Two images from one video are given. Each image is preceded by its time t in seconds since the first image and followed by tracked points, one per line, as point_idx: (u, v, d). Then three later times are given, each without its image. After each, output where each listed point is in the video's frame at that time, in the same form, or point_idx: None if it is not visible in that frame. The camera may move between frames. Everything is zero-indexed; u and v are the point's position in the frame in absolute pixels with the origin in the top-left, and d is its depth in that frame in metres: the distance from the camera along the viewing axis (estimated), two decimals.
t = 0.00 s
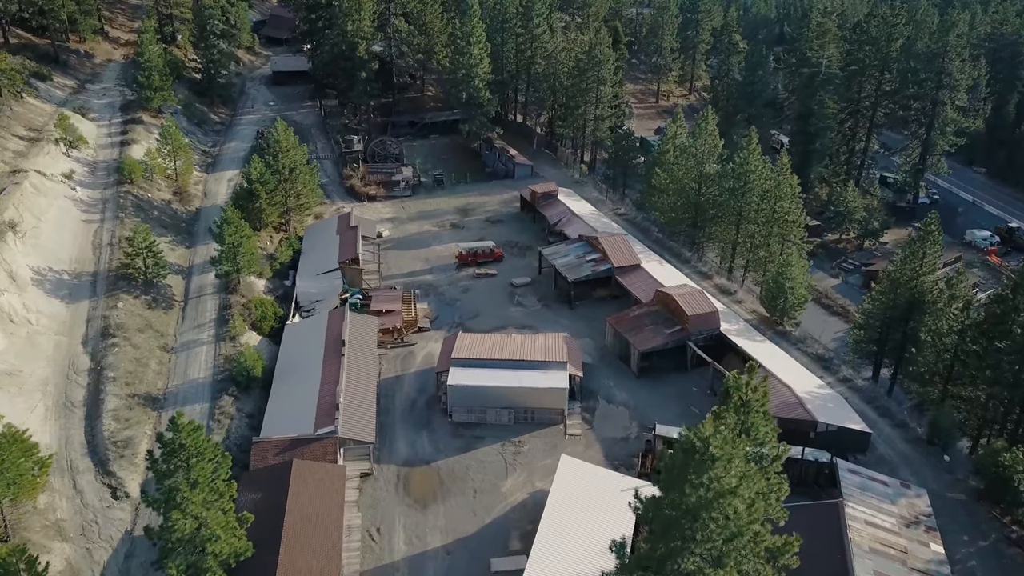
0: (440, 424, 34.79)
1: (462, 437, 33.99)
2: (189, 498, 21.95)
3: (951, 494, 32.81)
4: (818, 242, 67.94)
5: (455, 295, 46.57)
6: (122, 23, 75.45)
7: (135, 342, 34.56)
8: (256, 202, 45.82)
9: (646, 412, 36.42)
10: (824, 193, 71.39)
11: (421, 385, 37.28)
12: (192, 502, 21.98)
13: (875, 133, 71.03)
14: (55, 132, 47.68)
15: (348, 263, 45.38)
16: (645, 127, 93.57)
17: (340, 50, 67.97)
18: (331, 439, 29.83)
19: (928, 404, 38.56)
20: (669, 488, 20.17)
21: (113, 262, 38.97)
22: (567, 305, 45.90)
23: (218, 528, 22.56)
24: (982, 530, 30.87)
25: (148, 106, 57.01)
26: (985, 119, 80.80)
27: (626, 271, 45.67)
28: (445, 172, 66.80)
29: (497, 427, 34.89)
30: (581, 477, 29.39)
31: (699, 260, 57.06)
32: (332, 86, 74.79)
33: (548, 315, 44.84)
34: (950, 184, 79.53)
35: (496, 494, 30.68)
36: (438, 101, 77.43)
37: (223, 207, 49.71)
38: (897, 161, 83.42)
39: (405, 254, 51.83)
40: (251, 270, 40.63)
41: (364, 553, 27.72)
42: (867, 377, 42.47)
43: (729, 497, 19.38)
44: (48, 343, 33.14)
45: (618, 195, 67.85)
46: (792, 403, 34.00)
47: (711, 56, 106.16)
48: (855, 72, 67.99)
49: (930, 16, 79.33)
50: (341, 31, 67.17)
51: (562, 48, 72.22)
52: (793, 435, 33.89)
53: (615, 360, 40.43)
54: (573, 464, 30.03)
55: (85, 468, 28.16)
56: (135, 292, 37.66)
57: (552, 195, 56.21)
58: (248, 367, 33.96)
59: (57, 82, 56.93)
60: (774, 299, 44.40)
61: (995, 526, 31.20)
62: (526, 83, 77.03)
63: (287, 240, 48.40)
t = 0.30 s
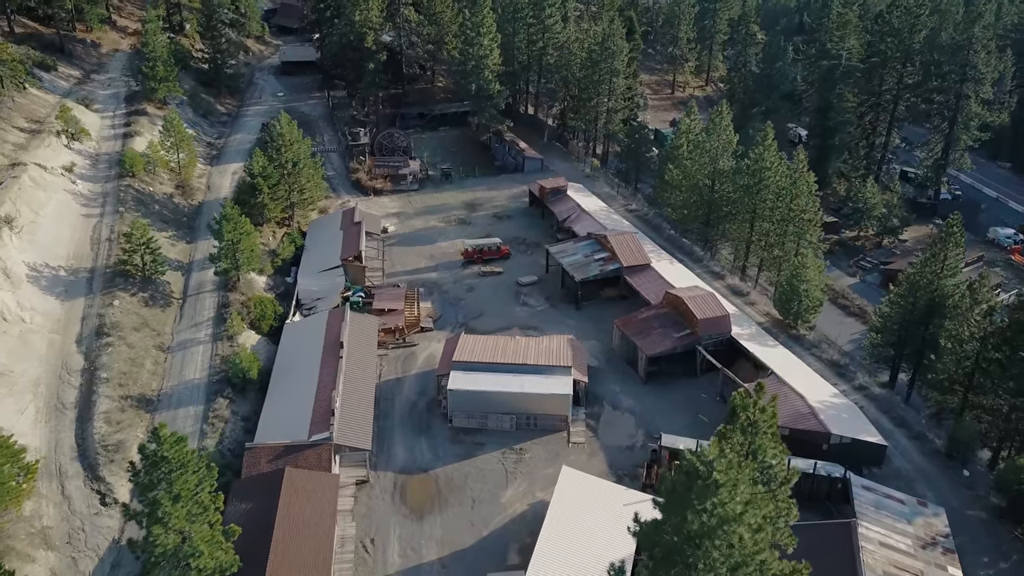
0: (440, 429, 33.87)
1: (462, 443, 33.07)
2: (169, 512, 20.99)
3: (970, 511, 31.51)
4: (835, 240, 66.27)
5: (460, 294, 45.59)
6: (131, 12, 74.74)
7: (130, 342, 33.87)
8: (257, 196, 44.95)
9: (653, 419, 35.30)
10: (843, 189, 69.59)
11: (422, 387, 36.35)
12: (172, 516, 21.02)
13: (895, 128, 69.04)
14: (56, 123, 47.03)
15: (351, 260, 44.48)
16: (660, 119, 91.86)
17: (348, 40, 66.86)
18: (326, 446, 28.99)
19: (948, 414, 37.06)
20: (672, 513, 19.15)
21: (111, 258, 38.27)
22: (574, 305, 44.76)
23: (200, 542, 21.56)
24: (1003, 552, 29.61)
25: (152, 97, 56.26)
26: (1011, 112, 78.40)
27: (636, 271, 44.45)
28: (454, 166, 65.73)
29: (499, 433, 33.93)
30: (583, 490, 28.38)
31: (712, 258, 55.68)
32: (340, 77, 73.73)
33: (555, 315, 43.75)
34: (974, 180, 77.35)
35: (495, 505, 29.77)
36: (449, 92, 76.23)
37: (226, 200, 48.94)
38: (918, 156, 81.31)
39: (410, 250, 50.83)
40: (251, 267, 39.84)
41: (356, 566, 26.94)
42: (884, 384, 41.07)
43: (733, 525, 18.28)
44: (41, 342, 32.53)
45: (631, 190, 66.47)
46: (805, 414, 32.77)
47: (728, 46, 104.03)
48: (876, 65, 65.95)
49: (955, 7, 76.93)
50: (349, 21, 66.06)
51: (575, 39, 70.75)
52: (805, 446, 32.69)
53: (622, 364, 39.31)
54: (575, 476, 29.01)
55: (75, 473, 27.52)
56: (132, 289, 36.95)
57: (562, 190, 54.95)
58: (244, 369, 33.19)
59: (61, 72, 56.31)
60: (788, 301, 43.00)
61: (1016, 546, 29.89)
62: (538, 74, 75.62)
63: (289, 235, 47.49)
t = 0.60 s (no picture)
0: (439, 435, 32.95)
1: (462, 450, 32.11)
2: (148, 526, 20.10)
3: (988, 530, 30.25)
4: (852, 238, 64.55)
5: (464, 293, 44.55)
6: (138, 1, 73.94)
7: (124, 342, 33.15)
8: (258, 191, 44.13)
9: (659, 428, 34.18)
10: (861, 185, 67.72)
11: (422, 391, 35.40)
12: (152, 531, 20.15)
13: (917, 122, 66.93)
14: (57, 115, 46.36)
15: (353, 257, 43.52)
16: (674, 111, 90.03)
17: (356, 30, 65.69)
18: (319, 454, 28.12)
19: (967, 425, 35.65)
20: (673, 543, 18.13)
21: (108, 254, 37.53)
22: (581, 306, 43.58)
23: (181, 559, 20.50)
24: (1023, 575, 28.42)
25: (156, 88, 55.43)
26: None
27: (645, 271, 43.16)
28: (462, 159, 64.62)
29: (499, 440, 32.93)
30: (583, 504, 27.39)
31: (724, 256, 54.22)
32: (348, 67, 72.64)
33: (561, 316, 42.64)
34: (998, 175, 75.07)
35: (493, 517, 28.83)
36: (459, 83, 74.94)
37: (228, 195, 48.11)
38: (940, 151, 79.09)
39: (415, 247, 49.85)
40: (250, 265, 39.01)
41: None
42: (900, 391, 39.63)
43: (738, 557, 17.20)
44: (34, 342, 31.89)
45: (642, 185, 64.99)
46: (817, 426, 31.57)
47: (745, 36, 101.77)
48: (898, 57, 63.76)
49: None
50: (357, 11, 64.82)
51: (588, 29, 69.06)
52: (816, 459, 31.44)
53: (629, 368, 38.16)
54: (575, 489, 28.03)
55: (62, 479, 26.85)
56: (128, 287, 36.21)
57: (571, 186, 53.64)
58: (239, 372, 32.29)
59: (65, 62, 55.63)
60: (802, 304, 41.57)
61: None
62: (550, 66, 74.07)
63: (292, 231, 46.60)
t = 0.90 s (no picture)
0: (438, 442, 31.97)
1: (461, 459, 31.12)
2: (128, 547, 19.27)
3: (1007, 550, 28.84)
4: (869, 236, 62.79)
5: (468, 292, 43.51)
6: None
7: (117, 343, 32.43)
8: (260, 186, 43.37)
9: (665, 437, 33.01)
10: (880, 182, 65.85)
11: (422, 396, 34.42)
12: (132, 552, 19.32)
13: (938, 117, 64.80)
14: (57, 107, 45.65)
15: (354, 255, 42.48)
16: (689, 103, 88.18)
17: (364, 20, 64.42)
18: (311, 463, 27.22)
19: (986, 437, 34.17)
20: None
21: (103, 251, 36.76)
22: (588, 307, 42.38)
23: None
24: None
25: (159, 79, 54.54)
26: None
27: (654, 272, 41.86)
28: (471, 153, 63.43)
29: (500, 448, 31.89)
30: (582, 519, 26.32)
31: (737, 255, 52.81)
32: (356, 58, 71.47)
33: (567, 318, 41.49)
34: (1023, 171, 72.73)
35: (490, 531, 27.84)
36: (469, 75, 73.61)
37: (230, 189, 47.25)
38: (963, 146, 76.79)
39: (419, 243, 48.82)
40: (248, 263, 38.10)
41: None
42: (917, 399, 38.15)
43: None
44: (23, 343, 31.25)
45: (654, 180, 63.50)
46: (829, 438, 30.25)
47: (765, 27, 99.39)
48: (919, 50, 61.75)
49: None
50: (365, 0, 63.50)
51: (600, 20, 67.27)
52: (827, 473, 30.05)
53: (636, 374, 36.97)
54: (575, 503, 26.97)
55: (47, 487, 26.20)
56: (123, 286, 35.47)
57: (580, 182, 52.31)
58: (233, 375, 31.36)
59: (68, 53, 54.89)
60: (815, 309, 40.13)
61: None
62: (562, 57, 72.44)
63: (293, 227, 45.64)
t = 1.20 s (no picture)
0: (436, 450, 31.03)
1: (459, 468, 30.19)
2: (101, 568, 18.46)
3: None
4: (887, 233, 61.03)
5: (471, 292, 42.48)
6: None
7: (109, 344, 31.73)
8: (260, 181, 42.54)
9: (671, 447, 31.89)
10: (898, 179, 64.03)
11: (420, 401, 33.47)
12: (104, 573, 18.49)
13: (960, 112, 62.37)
14: (56, 99, 44.95)
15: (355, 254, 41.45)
16: (703, 96, 86.32)
17: (371, 10, 63.15)
18: (303, 474, 26.36)
19: (1005, 449, 32.77)
20: None
21: (98, 249, 36.06)
22: (594, 309, 41.23)
23: None
24: None
25: (162, 71, 53.65)
26: None
27: (663, 274, 40.60)
28: (478, 147, 62.25)
29: (499, 458, 30.92)
30: (581, 537, 25.32)
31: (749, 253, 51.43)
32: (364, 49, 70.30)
33: (572, 320, 40.38)
34: None
35: (487, 545, 26.94)
36: (478, 66, 72.24)
37: (231, 184, 46.40)
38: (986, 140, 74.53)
39: (423, 241, 47.80)
40: (246, 262, 37.23)
41: None
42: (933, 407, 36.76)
43: None
44: (13, 344, 30.64)
45: (666, 176, 62.04)
46: (840, 453, 29.01)
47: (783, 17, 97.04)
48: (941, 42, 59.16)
49: None
50: None
51: (613, 10, 65.59)
52: (838, 489, 28.79)
53: (641, 380, 35.84)
54: (574, 520, 25.97)
55: (31, 495, 25.59)
56: (117, 284, 34.73)
57: (589, 178, 51.02)
58: (225, 379, 30.49)
59: (70, 43, 54.17)
60: (828, 314, 38.76)
61: None
62: (573, 49, 70.78)
63: (294, 224, 44.69)
